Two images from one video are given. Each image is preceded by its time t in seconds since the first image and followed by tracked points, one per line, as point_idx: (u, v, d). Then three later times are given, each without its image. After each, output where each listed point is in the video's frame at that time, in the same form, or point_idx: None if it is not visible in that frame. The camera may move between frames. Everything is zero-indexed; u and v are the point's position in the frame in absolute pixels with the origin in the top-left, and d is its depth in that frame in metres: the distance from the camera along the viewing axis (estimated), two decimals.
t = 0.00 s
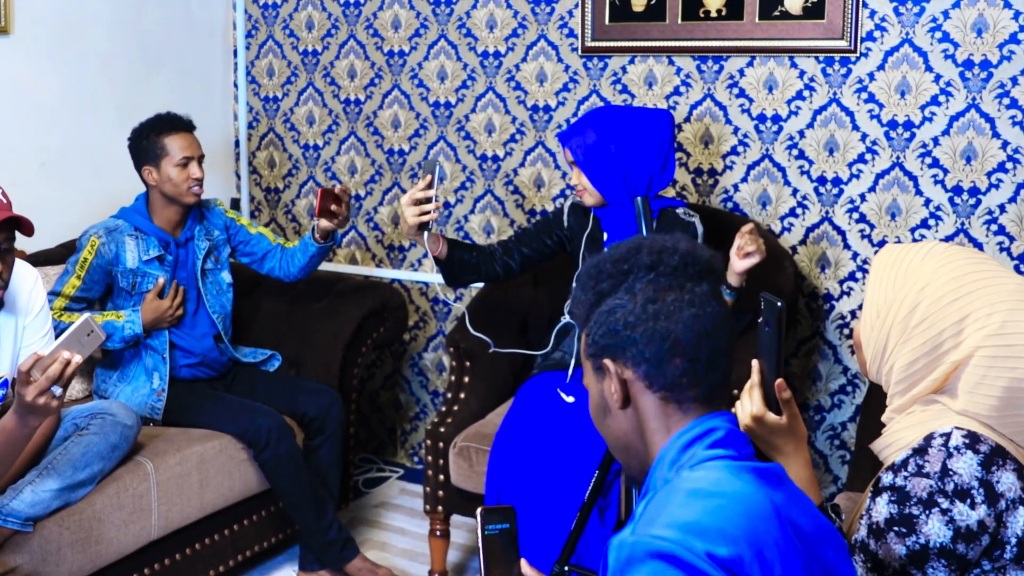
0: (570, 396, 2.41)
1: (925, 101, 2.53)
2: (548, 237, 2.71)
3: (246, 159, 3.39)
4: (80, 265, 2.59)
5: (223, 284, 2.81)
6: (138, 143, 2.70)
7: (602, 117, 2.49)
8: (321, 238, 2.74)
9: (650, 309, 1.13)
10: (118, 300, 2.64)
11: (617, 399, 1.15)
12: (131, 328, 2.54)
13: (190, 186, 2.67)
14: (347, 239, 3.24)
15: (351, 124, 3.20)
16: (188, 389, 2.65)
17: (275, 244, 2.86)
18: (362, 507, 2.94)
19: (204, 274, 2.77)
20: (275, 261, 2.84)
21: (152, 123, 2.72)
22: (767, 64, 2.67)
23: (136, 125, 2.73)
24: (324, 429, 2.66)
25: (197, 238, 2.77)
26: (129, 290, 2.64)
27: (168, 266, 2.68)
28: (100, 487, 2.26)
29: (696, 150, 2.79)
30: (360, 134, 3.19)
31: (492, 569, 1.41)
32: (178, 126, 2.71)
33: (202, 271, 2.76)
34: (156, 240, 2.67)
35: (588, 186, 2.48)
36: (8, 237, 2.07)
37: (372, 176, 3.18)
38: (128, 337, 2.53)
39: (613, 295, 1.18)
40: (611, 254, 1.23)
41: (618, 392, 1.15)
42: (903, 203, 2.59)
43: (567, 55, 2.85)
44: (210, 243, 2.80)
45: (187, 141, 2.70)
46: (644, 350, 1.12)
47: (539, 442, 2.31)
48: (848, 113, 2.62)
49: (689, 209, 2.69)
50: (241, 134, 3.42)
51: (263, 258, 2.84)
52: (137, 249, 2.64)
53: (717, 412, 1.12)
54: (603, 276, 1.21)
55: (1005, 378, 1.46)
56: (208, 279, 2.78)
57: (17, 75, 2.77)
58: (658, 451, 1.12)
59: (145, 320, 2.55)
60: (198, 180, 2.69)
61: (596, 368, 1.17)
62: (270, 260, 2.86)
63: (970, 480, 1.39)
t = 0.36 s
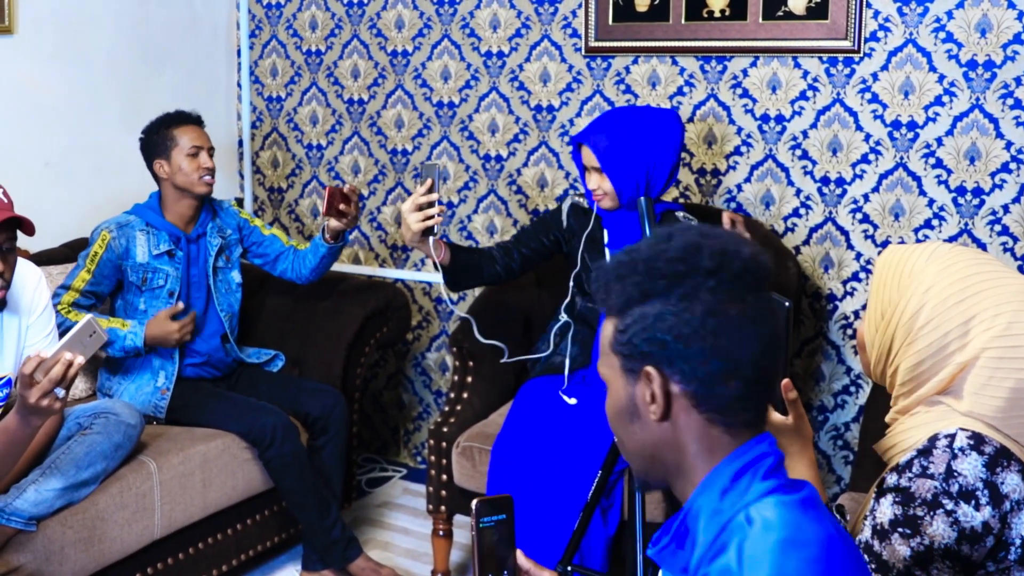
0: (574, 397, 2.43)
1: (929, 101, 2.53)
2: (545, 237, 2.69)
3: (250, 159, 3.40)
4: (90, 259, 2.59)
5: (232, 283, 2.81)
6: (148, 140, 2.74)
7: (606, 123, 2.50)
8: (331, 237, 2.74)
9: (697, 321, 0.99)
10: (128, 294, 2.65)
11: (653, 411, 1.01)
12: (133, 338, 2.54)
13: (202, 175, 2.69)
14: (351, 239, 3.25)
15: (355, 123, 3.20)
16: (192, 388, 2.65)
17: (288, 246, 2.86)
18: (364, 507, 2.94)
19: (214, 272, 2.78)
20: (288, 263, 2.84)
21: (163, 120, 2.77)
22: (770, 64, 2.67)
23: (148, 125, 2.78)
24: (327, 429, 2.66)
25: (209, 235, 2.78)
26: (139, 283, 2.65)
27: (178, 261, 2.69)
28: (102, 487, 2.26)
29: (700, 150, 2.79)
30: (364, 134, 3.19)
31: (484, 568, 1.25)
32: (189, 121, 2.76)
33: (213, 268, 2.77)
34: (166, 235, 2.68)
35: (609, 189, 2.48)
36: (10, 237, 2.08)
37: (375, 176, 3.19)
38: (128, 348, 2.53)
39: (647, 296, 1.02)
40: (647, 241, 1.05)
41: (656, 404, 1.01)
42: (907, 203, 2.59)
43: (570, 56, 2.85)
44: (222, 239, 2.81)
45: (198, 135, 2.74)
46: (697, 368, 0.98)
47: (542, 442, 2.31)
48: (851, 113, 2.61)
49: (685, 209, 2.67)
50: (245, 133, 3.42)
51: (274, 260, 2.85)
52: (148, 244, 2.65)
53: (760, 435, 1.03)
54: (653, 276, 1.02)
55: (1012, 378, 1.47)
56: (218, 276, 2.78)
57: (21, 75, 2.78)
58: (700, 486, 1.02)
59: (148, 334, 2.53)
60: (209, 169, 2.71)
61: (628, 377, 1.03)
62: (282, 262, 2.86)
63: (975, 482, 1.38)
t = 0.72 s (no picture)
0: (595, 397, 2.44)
1: (949, 101, 2.52)
2: (549, 238, 2.68)
3: (270, 158, 3.41)
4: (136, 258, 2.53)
5: (256, 279, 2.83)
6: (165, 143, 2.75)
7: (626, 127, 2.52)
8: (346, 233, 2.77)
9: (801, 357, 0.96)
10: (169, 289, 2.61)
11: (723, 413, 1.00)
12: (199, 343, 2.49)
13: (224, 167, 2.70)
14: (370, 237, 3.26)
15: (374, 122, 3.21)
16: (212, 386, 2.67)
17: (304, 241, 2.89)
18: (384, 504, 2.95)
19: (240, 267, 2.79)
20: (306, 259, 2.87)
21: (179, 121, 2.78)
22: (790, 64, 2.66)
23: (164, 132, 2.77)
24: (347, 427, 2.67)
25: (235, 229, 2.80)
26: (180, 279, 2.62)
27: (212, 255, 2.69)
28: (124, 483, 2.28)
29: (720, 149, 2.78)
30: (383, 132, 3.20)
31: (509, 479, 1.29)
32: (202, 117, 2.77)
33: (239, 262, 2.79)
34: (201, 228, 2.67)
35: (627, 194, 2.49)
36: (31, 234, 2.09)
37: (394, 175, 3.19)
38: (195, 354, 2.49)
39: (764, 304, 0.98)
40: (797, 248, 1.00)
41: (726, 407, 1.00)
42: (928, 203, 2.58)
43: (589, 55, 2.85)
44: (246, 233, 2.83)
45: (212, 129, 2.75)
46: (781, 395, 0.96)
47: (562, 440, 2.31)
48: (871, 113, 2.61)
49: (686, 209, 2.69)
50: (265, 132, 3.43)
51: (291, 253, 2.87)
52: (184, 238, 2.63)
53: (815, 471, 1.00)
54: (775, 290, 0.97)
55: None
56: (245, 270, 2.80)
57: (43, 73, 2.79)
58: (754, 504, 1.02)
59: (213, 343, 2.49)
60: (229, 159, 2.71)
61: (712, 364, 1.01)
62: (299, 257, 2.89)
63: (999, 484, 1.38)
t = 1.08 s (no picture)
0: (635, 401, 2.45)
1: (996, 105, 2.49)
2: (593, 249, 2.64)
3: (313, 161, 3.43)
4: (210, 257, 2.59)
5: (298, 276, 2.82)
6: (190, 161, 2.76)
7: (652, 127, 2.51)
8: (380, 229, 2.81)
9: (922, 393, 1.00)
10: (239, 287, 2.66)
11: (827, 419, 1.06)
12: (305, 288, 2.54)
13: (255, 167, 2.73)
14: (411, 239, 3.28)
15: (416, 124, 3.22)
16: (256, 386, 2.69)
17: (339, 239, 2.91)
18: (424, 506, 2.96)
19: (284, 264, 2.81)
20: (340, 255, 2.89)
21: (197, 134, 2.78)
22: (833, 66, 2.64)
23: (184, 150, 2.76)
24: (388, 428, 2.68)
25: (276, 225, 2.82)
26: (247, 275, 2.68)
27: (263, 250, 2.73)
28: (168, 482, 2.30)
29: (763, 152, 2.76)
30: (425, 135, 3.21)
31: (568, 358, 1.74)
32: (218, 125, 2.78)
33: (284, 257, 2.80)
34: (249, 225, 2.71)
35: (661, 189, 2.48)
36: (79, 233, 2.12)
37: (436, 177, 3.20)
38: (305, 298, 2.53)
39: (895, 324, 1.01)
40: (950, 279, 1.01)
41: (832, 416, 1.06)
42: (974, 207, 2.55)
43: (631, 57, 2.85)
44: (288, 229, 2.85)
45: (230, 133, 2.76)
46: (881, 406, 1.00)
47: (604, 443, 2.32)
48: (916, 116, 2.58)
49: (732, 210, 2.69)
50: (307, 134, 3.46)
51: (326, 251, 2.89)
52: (237, 235, 2.68)
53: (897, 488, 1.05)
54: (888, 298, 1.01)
55: None
56: (290, 267, 2.83)
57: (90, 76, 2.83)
58: (843, 505, 1.08)
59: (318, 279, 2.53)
60: (256, 158, 2.74)
61: (827, 366, 1.06)
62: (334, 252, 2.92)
63: None
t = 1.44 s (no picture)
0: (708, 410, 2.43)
1: None
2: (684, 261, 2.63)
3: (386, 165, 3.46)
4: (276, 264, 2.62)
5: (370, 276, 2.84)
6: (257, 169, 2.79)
7: (713, 140, 2.51)
8: (449, 233, 2.82)
9: None
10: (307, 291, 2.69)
11: (910, 426, 1.00)
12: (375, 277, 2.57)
13: (319, 174, 2.75)
14: (482, 243, 3.29)
15: (487, 128, 3.24)
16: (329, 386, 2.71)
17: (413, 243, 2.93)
18: (492, 509, 2.97)
19: (352, 267, 2.83)
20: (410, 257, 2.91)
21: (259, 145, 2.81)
22: (911, 71, 2.60)
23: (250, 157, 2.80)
24: (457, 431, 2.69)
25: (343, 228, 2.84)
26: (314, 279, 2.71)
27: (329, 254, 2.75)
28: (239, 481, 2.32)
29: (837, 158, 2.73)
30: (496, 139, 3.22)
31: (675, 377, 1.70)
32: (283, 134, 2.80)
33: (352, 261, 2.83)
34: (314, 231, 2.74)
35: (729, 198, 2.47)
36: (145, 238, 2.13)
37: (507, 181, 3.21)
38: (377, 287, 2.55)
39: (984, 329, 0.97)
40: None
41: (915, 423, 1.00)
42: None
43: (705, 62, 2.83)
44: (355, 232, 2.87)
45: (296, 140, 2.78)
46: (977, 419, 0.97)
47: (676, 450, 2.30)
48: (996, 121, 2.52)
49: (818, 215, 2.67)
50: (380, 137, 3.49)
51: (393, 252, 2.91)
52: (302, 241, 2.71)
53: (982, 489, 1.02)
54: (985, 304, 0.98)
55: None
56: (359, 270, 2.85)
57: (167, 78, 2.87)
58: (920, 504, 1.05)
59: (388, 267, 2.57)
60: (321, 164, 2.76)
61: (910, 372, 1.00)
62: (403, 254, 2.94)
63: None
